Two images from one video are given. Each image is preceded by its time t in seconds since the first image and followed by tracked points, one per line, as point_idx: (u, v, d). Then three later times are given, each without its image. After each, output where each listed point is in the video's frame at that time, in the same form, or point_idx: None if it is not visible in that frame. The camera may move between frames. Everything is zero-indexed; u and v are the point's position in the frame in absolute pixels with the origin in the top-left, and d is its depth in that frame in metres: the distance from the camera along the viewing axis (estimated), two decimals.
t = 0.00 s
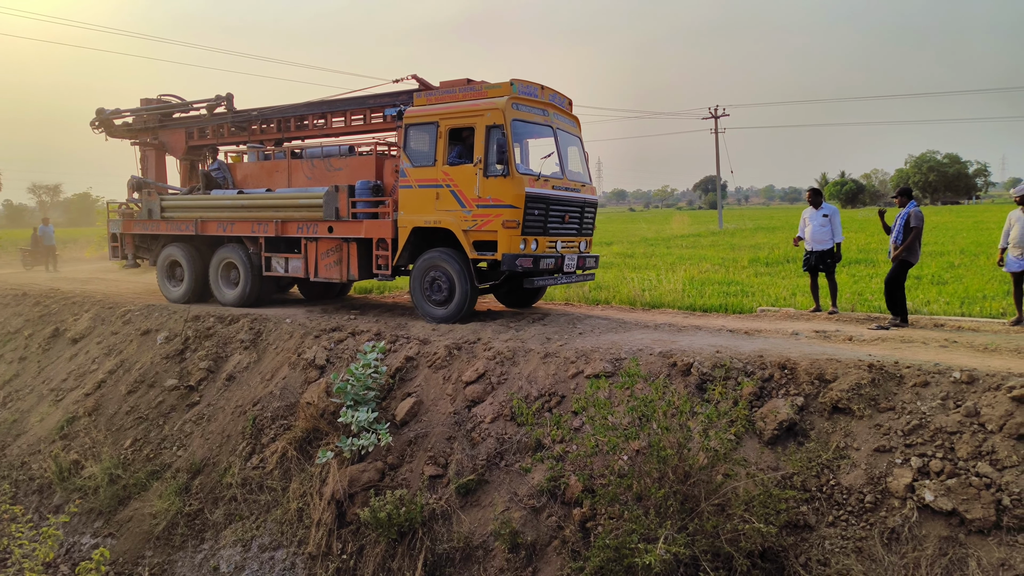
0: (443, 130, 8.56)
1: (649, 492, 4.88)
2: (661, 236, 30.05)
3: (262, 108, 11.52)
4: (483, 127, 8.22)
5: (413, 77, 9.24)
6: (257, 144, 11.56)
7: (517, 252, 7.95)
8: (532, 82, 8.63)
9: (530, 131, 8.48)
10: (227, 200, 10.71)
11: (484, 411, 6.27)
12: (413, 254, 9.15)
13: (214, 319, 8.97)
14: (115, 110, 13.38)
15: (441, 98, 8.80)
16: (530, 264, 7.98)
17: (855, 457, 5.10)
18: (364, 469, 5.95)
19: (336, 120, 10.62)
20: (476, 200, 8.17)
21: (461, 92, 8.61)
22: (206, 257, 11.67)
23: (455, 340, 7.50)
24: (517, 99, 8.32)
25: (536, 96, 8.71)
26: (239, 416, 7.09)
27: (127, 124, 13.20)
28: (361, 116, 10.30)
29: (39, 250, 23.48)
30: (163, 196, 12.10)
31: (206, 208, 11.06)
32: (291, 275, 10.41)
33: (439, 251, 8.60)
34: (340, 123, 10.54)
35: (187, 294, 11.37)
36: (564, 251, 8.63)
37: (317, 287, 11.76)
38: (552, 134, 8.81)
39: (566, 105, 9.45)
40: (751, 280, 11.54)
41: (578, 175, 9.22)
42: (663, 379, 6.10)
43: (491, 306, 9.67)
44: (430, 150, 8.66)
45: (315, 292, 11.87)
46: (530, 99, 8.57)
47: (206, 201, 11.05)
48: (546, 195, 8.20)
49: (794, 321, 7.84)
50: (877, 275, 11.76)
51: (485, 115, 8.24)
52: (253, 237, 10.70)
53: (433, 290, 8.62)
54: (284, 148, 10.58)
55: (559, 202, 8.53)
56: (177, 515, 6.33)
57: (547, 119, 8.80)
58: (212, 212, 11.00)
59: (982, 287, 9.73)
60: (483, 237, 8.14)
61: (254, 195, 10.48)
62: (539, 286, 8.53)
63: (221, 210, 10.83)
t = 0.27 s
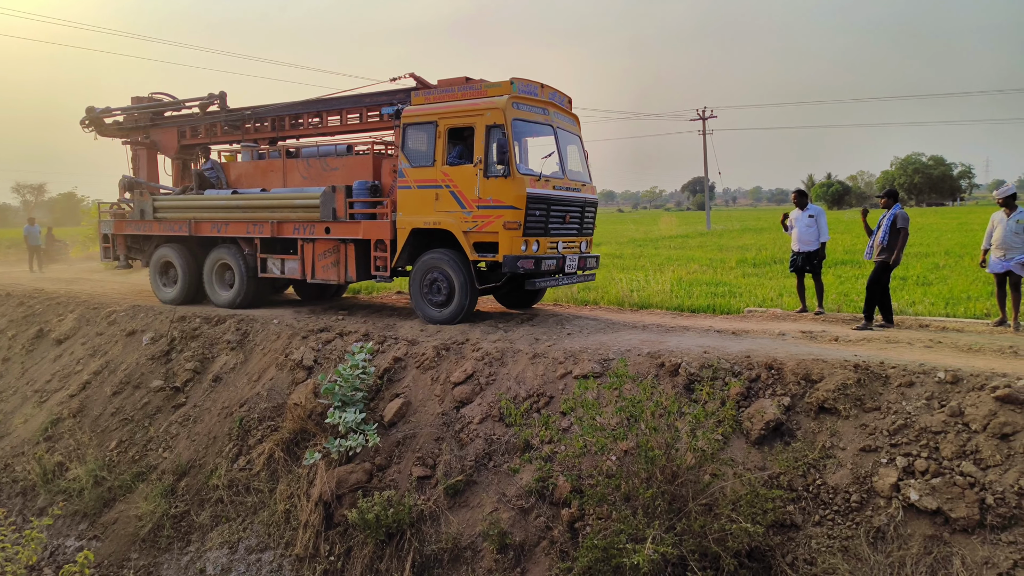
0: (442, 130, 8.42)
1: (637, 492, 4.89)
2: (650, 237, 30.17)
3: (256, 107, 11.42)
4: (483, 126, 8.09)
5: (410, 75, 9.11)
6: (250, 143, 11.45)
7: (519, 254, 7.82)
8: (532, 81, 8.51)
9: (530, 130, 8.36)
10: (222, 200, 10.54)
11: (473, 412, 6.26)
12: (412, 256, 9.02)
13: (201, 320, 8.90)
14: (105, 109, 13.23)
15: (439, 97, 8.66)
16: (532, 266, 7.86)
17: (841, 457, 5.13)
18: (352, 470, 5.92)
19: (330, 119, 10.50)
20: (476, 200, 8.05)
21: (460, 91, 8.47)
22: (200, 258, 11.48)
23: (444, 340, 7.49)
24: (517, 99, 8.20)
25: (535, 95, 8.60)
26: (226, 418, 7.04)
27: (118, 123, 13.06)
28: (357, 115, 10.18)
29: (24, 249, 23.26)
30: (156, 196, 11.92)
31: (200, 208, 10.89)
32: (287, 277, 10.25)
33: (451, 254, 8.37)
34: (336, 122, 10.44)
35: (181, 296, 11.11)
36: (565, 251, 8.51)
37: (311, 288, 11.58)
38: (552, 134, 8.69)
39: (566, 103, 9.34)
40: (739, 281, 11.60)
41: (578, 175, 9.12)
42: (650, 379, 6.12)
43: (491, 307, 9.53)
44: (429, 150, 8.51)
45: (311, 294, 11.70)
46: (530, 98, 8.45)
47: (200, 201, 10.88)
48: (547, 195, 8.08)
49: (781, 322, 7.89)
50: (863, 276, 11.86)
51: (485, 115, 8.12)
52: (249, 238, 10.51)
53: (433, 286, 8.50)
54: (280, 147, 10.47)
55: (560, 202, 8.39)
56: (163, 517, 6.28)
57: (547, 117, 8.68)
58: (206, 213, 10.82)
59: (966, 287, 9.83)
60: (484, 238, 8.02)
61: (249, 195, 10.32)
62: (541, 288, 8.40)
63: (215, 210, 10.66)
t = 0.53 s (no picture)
0: (444, 130, 8.30)
1: (626, 493, 4.90)
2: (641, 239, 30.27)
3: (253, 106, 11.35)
4: (485, 126, 7.97)
5: (410, 74, 9.03)
6: (247, 143, 11.37)
7: (522, 255, 7.69)
8: (534, 81, 8.41)
9: (533, 130, 8.24)
10: (219, 200, 10.42)
11: (463, 413, 6.26)
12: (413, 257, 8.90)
13: (189, 321, 8.85)
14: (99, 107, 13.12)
15: (441, 97, 8.55)
16: (534, 267, 7.75)
17: (829, 458, 5.15)
18: (341, 472, 5.90)
19: (329, 119, 10.46)
20: (478, 201, 7.92)
21: (462, 91, 8.36)
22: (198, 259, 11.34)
23: (433, 342, 7.48)
24: (520, 98, 8.09)
25: (538, 95, 8.49)
26: (214, 419, 7.00)
27: (112, 122, 12.96)
28: (356, 115, 10.13)
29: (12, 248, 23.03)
30: (151, 196, 11.78)
31: (196, 208, 10.75)
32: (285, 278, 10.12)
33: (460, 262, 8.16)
34: (335, 122, 10.39)
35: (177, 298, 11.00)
36: (567, 253, 8.41)
37: (310, 288, 11.52)
38: (555, 134, 8.57)
39: (568, 104, 9.25)
40: (729, 283, 11.65)
41: (580, 176, 9.01)
42: (640, 381, 6.13)
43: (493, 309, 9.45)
44: (430, 150, 8.39)
45: (309, 294, 11.65)
46: (532, 98, 8.35)
47: (196, 201, 10.75)
48: (550, 196, 7.96)
49: (770, 323, 7.93)
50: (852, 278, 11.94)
51: (488, 114, 8.00)
52: (246, 238, 10.37)
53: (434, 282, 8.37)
54: (278, 147, 10.38)
55: (563, 203, 8.28)
56: (150, 520, 6.24)
57: (550, 118, 8.57)
58: (203, 213, 10.68)
59: (953, 289, 9.90)
60: (486, 240, 7.88)
61: (247, 195, 10.20)
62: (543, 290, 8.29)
63: (211, 210, 10.53)
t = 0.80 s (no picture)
0: (450, 130, 8.19)
1: (622, 496, 4.90)
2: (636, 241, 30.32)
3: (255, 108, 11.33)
4: (492, 127, 7.86)
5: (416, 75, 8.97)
6: (250, 145, 11.34)
7: (529, 257, 7.59)
8: (541, 81, 8.31)
9: (541, 132, 8.13)
10: (221, 202, 10.33)
11: (458, 416, 6.25)
12: (418, 260, 8.80)
13: (183, 323, 8.83)
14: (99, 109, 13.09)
15: (447, 97, 8.44)
16: (542, 269, 7.63)
17: (824, 460, 5.17)
18: (336, 475, 5.89)
19: (333, 120, 10.45)
20: (485, 203, 7.81)
21: (468, 91, 8.26)
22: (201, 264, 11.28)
23: (429, 344, 7.47)
24: (527, 99, 7.97)
25: (545, 95, 8.37)
26: (209, 423, 6.98)
27: (113, 124, 12.94)
28: (361, 116, 10.11)
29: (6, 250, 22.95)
30: (153, 198, 11.69)
31: (198, 210, 10.64)
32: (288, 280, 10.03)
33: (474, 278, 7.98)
34: (338, 124, 10.38)
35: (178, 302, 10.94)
36: (574, 255, 8.31)
37: (312, 291, 11.43)
38: (563, 135, 8.46)
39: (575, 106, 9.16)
40: (724, 285, 11.67)
41: (587, 178, 8.92)
42: (635, 383, 6.13)
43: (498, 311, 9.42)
44: (436, 151, 8.28)
45: (311, 298, 11.55)
46: (540, 99, 8.23)
47: (198, 203, 10.65)
48: (558, 198, 7.84)
49: (765, 326, 7.94)
50: (847, 280, 11.99)
51: (495, 115, 7.88)
52: (249, 241, 10.25)
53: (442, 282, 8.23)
54: (282, 149, 10.34)
55: (570, 205, 8.18)
56: (144, 523, 6.22)
57: (557, 119, 8.47)
58: (205, 215, 10.58)
59: (948, 291, 9.94)
60: (493, 242, 7.77)
61: (249, 197, 10.10)
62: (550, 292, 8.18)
63: (213, 212, 10.42)
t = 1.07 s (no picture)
0: (455, 131, 8.16)
1: (620, 497, 4.90)
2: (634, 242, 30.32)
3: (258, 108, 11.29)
4: (498, 128, 7.82)
5: (421, 75, 8.91)
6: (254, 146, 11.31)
7: (536, 259, 7.55)
8: (547, 81, 8.25)
9: (547, 132, 8.08)
10: (225, 204, 10.29)
11: (457, 417, 6.25)
12: (424, 262, 8.78)
13: (181, 325, 8.82)
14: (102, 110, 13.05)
15: (452, 98, 8.40)
16: (549, 271, 7.61)
17: (822, 460, 5.17)
18: (334, 476, 5.89)
19: (336, 121, 10.41)
20: (491, 204, 7.78)
21: (473, 92, 8.22)
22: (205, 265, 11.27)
23: (427, 345, 7.47)
24: (533, 99, 7.93)
25: (551, 96, 8.33)
26: (207, 424, 6.98)
27: (116, 125, 12.91)
28: (365, 116, 10.08)
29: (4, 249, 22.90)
30: (156, 199, 11.66)
31: (202, 212, 10.62)
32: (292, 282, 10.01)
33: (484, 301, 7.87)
34: (342, 124, 10.33)
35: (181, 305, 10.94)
36: (581, 256, 8.29)
37: (316, 292, 11.44)
38: (568, 136, 8.42)
39: (581, 105, 9.10)
40: (722, 286, 11.68)
41: (593, 178, 8.88)
42: (634, 384, 6.13)
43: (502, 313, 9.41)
44: (441, 152, 8.26)
45: (315, 298, 11.57)
46: (546, 99, 8.18)
47: (202, 205, 10.63)
48: (565, 199, 7.80)
49: (763, 326, 7.95)
50: (844, 281, 12.00)
51: (501, 116, 7.84)
52: (252, 243, 10.22)
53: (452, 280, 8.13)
54: (285, 150, 10.29)
55: (577, 206, 8.14)
56: (142, 525, 6.22)
57: (563, 119, 8.42)
58: (209, 217, 10.56)
59: (946, 292, 9.96)
60: (499, 244, 7.73)
61: (254, 198, 10.06)
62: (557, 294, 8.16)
63: (217, 214, 10.40)
